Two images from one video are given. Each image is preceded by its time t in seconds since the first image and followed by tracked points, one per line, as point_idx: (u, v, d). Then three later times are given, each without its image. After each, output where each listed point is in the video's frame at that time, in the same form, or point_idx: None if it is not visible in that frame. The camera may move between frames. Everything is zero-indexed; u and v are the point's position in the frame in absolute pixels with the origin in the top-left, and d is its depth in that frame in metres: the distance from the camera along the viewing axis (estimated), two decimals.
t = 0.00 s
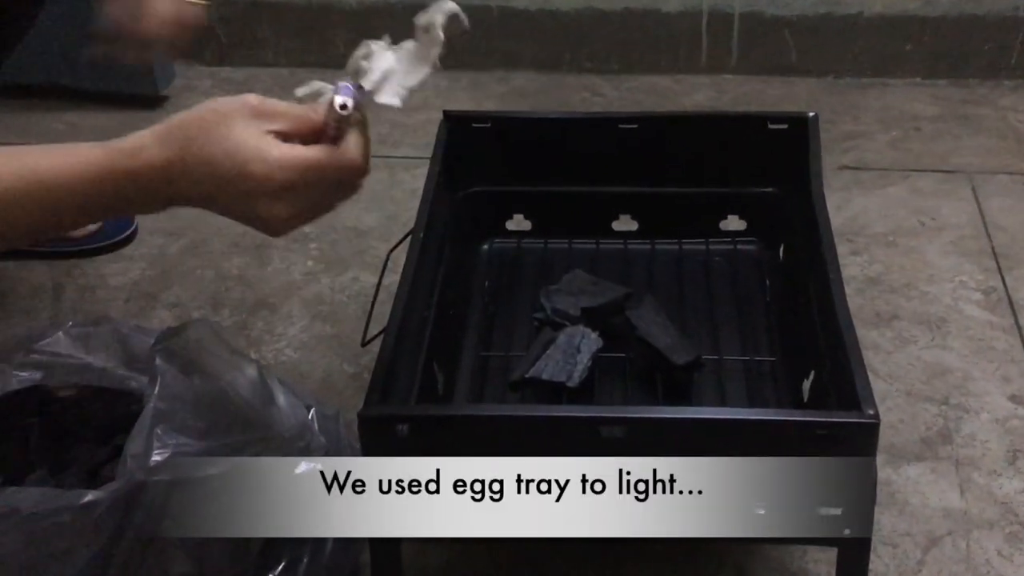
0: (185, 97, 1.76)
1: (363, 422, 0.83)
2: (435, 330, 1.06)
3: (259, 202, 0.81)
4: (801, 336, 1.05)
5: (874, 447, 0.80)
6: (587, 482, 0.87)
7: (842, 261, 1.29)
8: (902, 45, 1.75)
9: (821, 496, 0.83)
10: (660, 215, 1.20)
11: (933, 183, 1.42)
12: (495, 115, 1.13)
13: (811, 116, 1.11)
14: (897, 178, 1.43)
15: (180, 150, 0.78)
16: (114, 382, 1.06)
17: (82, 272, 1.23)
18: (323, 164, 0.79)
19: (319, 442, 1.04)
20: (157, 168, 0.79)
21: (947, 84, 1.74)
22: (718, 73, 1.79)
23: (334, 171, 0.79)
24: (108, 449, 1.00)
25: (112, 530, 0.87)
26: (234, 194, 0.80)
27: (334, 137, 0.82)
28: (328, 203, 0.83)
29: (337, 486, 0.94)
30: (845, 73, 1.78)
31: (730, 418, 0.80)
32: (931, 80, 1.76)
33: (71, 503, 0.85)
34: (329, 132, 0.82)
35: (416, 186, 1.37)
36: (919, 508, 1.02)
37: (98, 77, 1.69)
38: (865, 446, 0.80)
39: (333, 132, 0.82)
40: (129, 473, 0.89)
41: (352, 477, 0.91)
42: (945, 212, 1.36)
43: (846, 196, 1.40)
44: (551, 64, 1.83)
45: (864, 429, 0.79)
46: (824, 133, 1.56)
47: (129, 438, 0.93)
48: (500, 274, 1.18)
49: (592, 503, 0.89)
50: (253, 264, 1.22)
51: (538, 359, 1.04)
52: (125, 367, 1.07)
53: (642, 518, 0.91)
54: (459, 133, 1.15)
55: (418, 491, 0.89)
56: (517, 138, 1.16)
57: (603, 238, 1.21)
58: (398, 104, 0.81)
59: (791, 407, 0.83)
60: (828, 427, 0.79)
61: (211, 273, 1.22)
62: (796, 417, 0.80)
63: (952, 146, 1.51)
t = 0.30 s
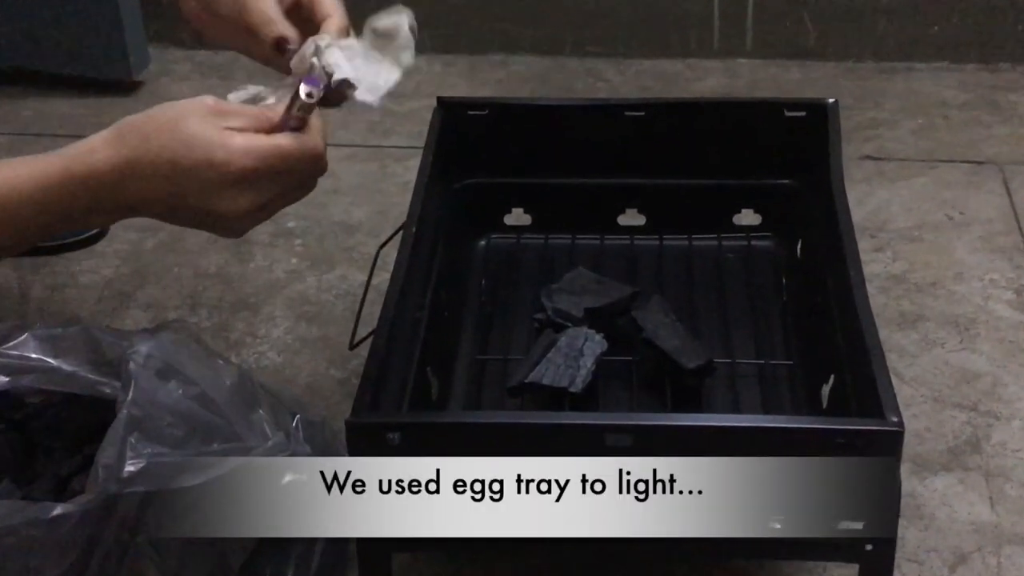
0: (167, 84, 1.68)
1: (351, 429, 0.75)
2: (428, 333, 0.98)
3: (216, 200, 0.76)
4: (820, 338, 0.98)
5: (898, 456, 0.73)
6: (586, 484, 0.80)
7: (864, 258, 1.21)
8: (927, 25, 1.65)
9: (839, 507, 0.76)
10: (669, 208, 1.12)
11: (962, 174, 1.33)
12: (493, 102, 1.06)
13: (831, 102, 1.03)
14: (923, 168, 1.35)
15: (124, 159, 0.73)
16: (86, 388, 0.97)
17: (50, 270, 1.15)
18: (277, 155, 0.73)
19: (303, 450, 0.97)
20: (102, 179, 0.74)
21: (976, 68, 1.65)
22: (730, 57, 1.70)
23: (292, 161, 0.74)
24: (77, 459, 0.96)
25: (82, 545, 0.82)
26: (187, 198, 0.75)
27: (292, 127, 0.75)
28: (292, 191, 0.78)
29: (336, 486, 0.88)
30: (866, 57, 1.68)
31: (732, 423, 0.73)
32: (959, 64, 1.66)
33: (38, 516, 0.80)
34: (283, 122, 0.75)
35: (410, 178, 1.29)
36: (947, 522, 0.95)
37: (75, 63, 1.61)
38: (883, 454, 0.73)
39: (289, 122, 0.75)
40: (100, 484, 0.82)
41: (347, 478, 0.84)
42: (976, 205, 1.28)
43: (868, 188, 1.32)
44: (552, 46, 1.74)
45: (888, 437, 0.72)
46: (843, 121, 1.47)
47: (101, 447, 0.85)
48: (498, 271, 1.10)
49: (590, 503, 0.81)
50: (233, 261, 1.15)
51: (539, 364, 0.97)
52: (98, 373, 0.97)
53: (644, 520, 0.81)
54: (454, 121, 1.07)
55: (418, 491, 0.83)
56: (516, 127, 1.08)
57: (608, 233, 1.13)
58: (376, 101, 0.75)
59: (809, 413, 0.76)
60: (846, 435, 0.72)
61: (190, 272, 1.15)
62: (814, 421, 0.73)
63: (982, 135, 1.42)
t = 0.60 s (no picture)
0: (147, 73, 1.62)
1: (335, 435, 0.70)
2: (422, 335, 0.93)
3: (227, 177, 0.70)
4: (835, 340, 0.92)
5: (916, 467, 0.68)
6: (586, 484, 0.73)
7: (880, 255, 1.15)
8: (946, 11, 1.57)
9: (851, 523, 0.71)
10: (675, 204, 1.06)
11: (983, 167, 1.27)
12: (488, 91, 1.01)
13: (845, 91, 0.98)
14: (943, 162, 1.28)
15: (129, 146, 0.69)
16: (58, 395, 0.91)
17: (23, 270, 1.10)
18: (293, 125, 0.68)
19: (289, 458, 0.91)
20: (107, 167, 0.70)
21: (999, 56, 1.57)
22: (739, 45, 1.63)
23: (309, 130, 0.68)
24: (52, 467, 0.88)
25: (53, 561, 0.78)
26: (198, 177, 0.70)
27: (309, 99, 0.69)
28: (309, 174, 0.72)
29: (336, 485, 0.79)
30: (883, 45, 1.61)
31: (734, 428, 0.68)
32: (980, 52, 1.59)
33: (11, 530, 0.76)
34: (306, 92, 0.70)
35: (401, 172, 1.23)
36: (968, 535, 0.89)
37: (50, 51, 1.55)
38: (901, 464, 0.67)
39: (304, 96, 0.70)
40: (72, 497, 0.78)
41: (343, 479, 0.77)
42: (999, 201, 1.21)
43: (885, 182, 1.26)
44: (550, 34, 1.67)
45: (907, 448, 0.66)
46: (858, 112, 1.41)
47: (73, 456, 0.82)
48: (494, 270, 1.05)
49: (588, 502, 0.74)
50: (216, 260, 1.10)
51: (538, 368, 0.91)
52: (71, 377, 0.92)
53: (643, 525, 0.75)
54: (448, 112, 1.02)
55: (417, 490, 0.76)
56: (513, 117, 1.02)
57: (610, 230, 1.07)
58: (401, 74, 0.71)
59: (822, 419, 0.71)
60: (862, 444, 0.67)
61: (170, 272, 1.10)
62: (828, 429, 0.67)
63: (1005, 126, 1.35)
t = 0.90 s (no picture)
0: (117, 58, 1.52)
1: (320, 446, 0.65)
2: (411, 341, 0.88)
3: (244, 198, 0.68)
4: (847, 344, 0.87)
5: (929, 478, 0.63)
6: (586, 484, 0.67)
7: (894, 255, 1.10)
8: None
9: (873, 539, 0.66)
10: (679, 201, 1.01)
11: (1004, 162, 1.21)
12: (481, 83, 0.95)
13: (858, 82, 0.93)
14: (961, 156, 1.22)
15: (140, 166, 0.64)
16: (24, 402, 0.85)
17: None
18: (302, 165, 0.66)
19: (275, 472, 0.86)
20: (97, 195, 0.65)
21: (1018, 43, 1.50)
22: (747, 32, 1.54)
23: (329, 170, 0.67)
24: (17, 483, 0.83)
25: None
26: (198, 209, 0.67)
27: (321, 135, 0.69)
28: (322, 212, 0.71)
29: (334, 485, 0.72)
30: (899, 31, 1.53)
31: (732, 437, 0.63)
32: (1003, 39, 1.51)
33: None
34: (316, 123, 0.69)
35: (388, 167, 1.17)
36: (989, 551, 0.84)
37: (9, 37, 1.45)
38: (914, 476, 0.63)
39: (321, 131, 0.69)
40: (39, 514, 0.75)
41: (343, 480, 0.70)
42: (1021, 197, 1.15)
43: (900, 177, 1.20)
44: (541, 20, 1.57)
45: (915, 456, 0.62)
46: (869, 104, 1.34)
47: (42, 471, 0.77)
48: (487, 271, 1.00)
49: (590, 504, 0.67)
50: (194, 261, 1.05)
51: (533, 374, 0.87)
52: (38, 384, 0.86)
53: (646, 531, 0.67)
54: (438, 104, 0.96)
55: (418, 491, 0.69)
56: (507, 110, 0.97)
57: (609, 229, 1.02)
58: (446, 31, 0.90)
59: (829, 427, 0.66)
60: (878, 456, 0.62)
61: (145, 273, 1.04)
62: (844, 438, 0.62)
63: None
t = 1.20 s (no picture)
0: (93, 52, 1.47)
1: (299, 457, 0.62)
2: (395, 348, 0.85)
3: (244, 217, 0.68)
4: (848, 350, 0.84)
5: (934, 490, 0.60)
6: (585, 484, 0.63)
7: (897, 257, 1.06)
8: None
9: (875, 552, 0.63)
10: (674, 203, 0.97)
11: (1011, 161, 1.17)
12: (468, 80, 0.92)
13: (859, 77, 0.89)
14: (965, 155, 1.19)
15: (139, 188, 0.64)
16: None
17: None
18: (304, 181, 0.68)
19: (253, 487, 0.81)
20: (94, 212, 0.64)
21: None
22: (744, 28, 1.50)
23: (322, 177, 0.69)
24: None
25: None
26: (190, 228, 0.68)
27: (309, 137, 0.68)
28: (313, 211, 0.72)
29: (334, 485, 0.70)
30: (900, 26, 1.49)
31: (735, 449, 0.59)
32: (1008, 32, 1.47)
33: None
34: (302, 125, 0.68)
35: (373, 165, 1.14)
36: (996, 565, 0.81)
37: None
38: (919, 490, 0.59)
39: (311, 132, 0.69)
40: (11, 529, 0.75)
41: (344, 480, 0.68)
42: None
43: (904, 176, 1.16)
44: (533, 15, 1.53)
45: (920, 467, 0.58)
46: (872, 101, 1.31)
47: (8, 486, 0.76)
48: (475, 275, 0.96)
49: (591, 505, 0.63)
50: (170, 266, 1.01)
51: (521, 382, 0.83)
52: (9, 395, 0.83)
53: (650, 533, 0.63)
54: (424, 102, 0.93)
55: (418, 491, 0.66)
56: (494, 109, 0.94)
57: (601, 231, 0.99)
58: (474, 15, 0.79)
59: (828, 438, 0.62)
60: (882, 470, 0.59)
61: (119, 278, 1.01)
62: (846, 448, 0.59)
63: None
